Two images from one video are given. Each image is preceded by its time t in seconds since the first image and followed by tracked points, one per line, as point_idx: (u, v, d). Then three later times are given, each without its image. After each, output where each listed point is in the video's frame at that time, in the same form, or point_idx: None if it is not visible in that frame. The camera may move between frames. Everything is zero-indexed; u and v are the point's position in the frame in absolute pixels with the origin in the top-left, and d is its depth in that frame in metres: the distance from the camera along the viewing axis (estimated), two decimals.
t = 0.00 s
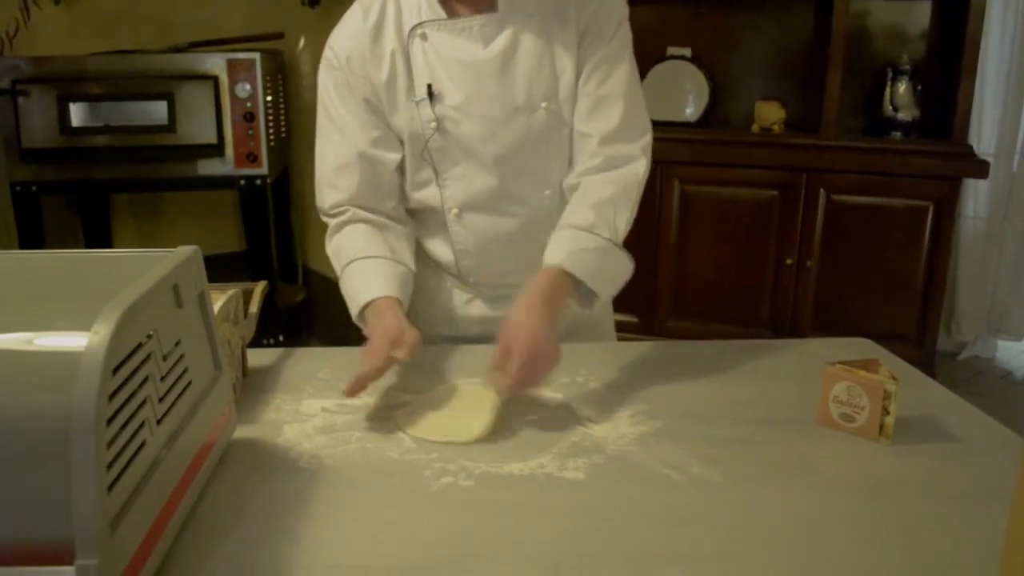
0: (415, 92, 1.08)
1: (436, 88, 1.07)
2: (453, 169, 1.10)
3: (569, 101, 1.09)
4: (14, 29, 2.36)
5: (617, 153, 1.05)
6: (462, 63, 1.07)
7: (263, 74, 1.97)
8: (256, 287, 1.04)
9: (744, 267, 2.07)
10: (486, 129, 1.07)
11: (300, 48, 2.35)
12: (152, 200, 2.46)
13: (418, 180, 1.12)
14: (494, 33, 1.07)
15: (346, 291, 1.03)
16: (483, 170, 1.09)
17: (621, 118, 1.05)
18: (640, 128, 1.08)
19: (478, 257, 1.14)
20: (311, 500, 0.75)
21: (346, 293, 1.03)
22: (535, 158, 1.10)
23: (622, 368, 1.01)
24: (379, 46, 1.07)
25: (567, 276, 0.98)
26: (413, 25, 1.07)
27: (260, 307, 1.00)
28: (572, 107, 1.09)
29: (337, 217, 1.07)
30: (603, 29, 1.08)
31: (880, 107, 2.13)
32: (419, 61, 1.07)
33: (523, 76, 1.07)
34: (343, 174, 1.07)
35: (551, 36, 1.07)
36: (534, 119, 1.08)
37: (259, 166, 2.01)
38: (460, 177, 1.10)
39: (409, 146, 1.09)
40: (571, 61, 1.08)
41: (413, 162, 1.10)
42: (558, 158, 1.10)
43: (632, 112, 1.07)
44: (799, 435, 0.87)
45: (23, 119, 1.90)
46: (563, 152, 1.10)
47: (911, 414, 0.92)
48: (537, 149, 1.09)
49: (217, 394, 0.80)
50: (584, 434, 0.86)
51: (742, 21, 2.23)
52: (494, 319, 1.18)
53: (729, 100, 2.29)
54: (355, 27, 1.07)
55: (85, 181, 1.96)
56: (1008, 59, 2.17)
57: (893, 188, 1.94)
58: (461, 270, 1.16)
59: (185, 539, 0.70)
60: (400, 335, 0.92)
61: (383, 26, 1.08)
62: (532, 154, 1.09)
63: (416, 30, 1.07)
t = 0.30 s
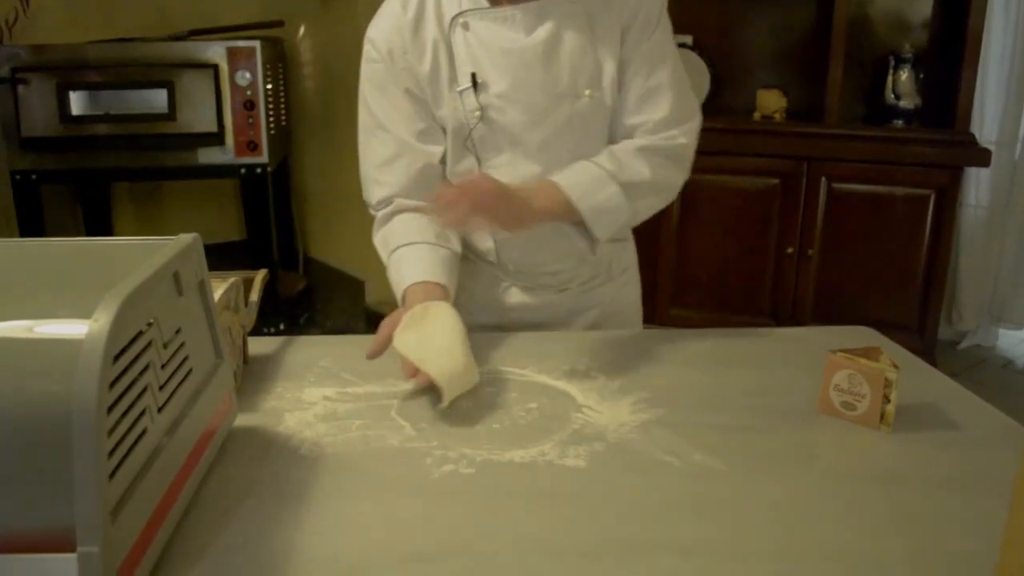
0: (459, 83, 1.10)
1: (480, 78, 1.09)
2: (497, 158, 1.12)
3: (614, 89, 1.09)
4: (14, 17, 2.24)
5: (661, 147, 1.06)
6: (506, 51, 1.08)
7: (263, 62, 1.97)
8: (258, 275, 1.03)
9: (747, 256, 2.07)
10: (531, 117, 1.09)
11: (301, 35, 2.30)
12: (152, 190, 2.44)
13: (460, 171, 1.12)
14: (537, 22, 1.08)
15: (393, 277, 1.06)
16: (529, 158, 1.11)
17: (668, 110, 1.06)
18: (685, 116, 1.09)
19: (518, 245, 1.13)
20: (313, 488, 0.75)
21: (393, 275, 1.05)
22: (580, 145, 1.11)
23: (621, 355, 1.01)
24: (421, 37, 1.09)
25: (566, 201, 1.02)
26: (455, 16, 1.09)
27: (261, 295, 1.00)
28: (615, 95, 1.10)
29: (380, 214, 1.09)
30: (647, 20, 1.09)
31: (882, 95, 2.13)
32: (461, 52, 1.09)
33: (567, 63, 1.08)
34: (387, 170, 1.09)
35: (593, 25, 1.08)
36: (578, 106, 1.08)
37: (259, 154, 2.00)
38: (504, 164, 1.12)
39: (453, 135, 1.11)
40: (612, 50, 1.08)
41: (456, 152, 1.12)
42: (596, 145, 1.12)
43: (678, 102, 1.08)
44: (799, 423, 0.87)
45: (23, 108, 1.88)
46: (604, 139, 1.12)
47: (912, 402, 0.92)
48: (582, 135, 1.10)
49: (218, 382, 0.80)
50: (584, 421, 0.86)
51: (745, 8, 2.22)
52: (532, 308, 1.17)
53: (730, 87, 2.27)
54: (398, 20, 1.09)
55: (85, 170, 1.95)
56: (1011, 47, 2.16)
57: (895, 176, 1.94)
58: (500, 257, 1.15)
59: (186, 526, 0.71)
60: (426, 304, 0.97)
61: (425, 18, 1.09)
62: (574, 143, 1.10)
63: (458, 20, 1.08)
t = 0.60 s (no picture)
0: (488, 51, 1.08)
1: (509, 48, 1.08)
2: (516, 132, 1.09)
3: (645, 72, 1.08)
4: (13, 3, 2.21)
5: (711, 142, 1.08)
6: (539, 21, 1.06)
7: (262, 49, 1.96)
8: (257, 262, 1.03)
9: (748, 243, 2.06)
10: (558, 88, 1.07)
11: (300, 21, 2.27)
12: (153, 176, 2.43)
13: (480, 142, 1.11)
14: None
15: (450, 227, 1.03)
16: (547, 130, 1.08)
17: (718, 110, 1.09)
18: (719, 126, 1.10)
19: (533, 227, 1.11)
20: (314, 474, 0.75)
21: (452, 229, 1.03)
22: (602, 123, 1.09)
23: (622, 342, 1.01)
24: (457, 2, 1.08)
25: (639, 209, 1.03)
26: None
27: (261, 282, 1.00)
28: (646, 78, 1.09)
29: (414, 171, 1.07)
30: (693, 13, 1.08)
31: (884, 82, 2.12)
32: (495, 20, 1.08)
33: (597, 39, 1.06)
34: (426, 127, 1.06)
35: (628, 3, 1.08)
36: (604, 83, 1.07)
37: (259, 141, 2.00)
38: (522, 140, 1.09)
39: (477, 103, 1.09)
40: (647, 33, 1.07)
41: (476, 122, 1.10)
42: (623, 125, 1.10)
43: (716, 109, 1.10)
44: (799, 409, 0.87)
45: (22, 95, 1.87)
46: (632, 122, 1.11)
47: (912, 389, 0.92)
48: (608, 113, 1.08)
49: (218, 369, 0.80)
50: (585, 409, 0.86)
51: None
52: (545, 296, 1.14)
53: (731, 74, 2.26)
54: None
55: (85, 157, 1.94)
56: (1014, 32, 2.15)
57: (896, 163, 1.94)
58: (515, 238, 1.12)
59: (187, 513, 0.71)
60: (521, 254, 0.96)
61: None
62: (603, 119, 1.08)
63: None
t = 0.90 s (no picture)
0: (481, 37, 1.10)
1: (503, 34, 1.09)
2: (509, 120, 1.10)
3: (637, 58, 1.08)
4: None
5: (657, 123, 1.05)
6: (533, 9, 1.07)
7: (262, 40, 1.95)
8: (257, 253, 1.03)
9: (748, 234, 2.07)
10: (551, 75, 1.08)
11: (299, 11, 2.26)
12: (152, 167, 2.43)
13: (472, 129, 1.13)
14: None
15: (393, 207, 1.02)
16: (541, 118, 1.09)
17: (675, 89, 1.06)
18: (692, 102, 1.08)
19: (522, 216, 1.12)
20: (314, 466, 0.75)
21: (394, 208, 1.02)
22: (595, 110, 1.09)
23: (622, 333, 1.01)
24: None
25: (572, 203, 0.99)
26: None
27: (261, 273, 1.00)
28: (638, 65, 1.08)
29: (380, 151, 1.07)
30: None
31: (885, 73, 2.11)
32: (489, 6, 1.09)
33: (592, 25, 1.07)
34: (399, 113, 1.06)
35: None
36: (598, 71, 1.08)
37: (259, 133, 1.99)
38: (515, 127, 1.10)
39: (469, 88, 1.11)
40: (642, 18, 1.06)
41: (470, 108, 1.12)
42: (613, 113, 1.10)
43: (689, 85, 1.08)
44: (799, 401, 0.87)
45: (21, 86, 1.87)
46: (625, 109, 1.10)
47: (913, 380, 0.92)
48: (602, 100, 1.09)
49: (218, 360, 0.80)
50: (585, 400, 0.86)
51: None
52: (534, 289, 1.13)
53: (731, 65, 2.26)
54: None
55: (84, 149, 1.93)
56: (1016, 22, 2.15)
57: (896, 154, 1.93)
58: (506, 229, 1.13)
59: (188, 505, 0.71)
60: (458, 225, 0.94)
61: None
62: (594, 105, 1.09)
63: None
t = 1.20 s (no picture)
0: (426, 35, 1.09)
1: (447, 30, 1.09)
2: (459, 116, 1.10)
3: (586, 47, 1.08)
4: None
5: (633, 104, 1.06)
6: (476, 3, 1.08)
7: (262, 33, 1.95)
8: (257, 246, 1.02)
9: (747, 227, 2.06)
10: (500, 68, 1.08)
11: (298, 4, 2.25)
12: (152, 159, 2.42)
13: (425, 128, 1.12)
14: None
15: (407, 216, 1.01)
16: (493, 112, 1.09)
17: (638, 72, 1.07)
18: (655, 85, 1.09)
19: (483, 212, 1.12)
20: (314, 460, 0.75)
21: (407, 216, 1.01)
22: (544, 103, 1.10)
23: (622, 327, 1.01)
24: None
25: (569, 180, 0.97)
26: None
27: (261, 267, 1.00)
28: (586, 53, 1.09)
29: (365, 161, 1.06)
30: None
31: (886, 66, 2.11)
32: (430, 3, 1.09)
33: (536, 17, 1.08)
34: (374, 112, 1.07)
35: None
36: (545, 62, 1.09)
37: (259, 126, 1.99)
38: (466, 124, 1.10)
39: (417, 86, 1.10)
40: (585, 4, 1.08)
41: (421, 107, 1.11)
42: (564, 105, 1.11)
43: (650, 71, 1.09)
44: (800, 394, 0.87)
45: (20, 79, 1.86)
46: (574, 99, 1.11)
47: (913, 374, 0.92)
48: (548, 92, 1.09)
49: (218, 354, 0.80)
50: (585, 394, 0.86)
51: None
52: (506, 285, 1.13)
53: (731, 58, 2.25)
54: None
55: (83, 143, 1.93)
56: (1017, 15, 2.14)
57: (896, 148, 1.93)
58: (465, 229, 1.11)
59: (188, 499, 0.71)
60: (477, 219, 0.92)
61: None
62: (543, 98, 1.09)
63: None
